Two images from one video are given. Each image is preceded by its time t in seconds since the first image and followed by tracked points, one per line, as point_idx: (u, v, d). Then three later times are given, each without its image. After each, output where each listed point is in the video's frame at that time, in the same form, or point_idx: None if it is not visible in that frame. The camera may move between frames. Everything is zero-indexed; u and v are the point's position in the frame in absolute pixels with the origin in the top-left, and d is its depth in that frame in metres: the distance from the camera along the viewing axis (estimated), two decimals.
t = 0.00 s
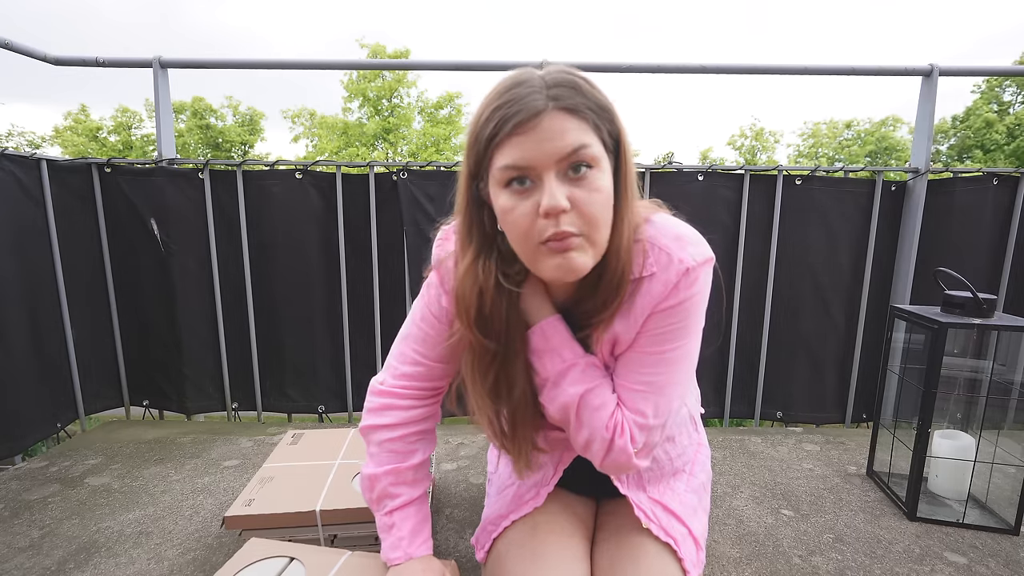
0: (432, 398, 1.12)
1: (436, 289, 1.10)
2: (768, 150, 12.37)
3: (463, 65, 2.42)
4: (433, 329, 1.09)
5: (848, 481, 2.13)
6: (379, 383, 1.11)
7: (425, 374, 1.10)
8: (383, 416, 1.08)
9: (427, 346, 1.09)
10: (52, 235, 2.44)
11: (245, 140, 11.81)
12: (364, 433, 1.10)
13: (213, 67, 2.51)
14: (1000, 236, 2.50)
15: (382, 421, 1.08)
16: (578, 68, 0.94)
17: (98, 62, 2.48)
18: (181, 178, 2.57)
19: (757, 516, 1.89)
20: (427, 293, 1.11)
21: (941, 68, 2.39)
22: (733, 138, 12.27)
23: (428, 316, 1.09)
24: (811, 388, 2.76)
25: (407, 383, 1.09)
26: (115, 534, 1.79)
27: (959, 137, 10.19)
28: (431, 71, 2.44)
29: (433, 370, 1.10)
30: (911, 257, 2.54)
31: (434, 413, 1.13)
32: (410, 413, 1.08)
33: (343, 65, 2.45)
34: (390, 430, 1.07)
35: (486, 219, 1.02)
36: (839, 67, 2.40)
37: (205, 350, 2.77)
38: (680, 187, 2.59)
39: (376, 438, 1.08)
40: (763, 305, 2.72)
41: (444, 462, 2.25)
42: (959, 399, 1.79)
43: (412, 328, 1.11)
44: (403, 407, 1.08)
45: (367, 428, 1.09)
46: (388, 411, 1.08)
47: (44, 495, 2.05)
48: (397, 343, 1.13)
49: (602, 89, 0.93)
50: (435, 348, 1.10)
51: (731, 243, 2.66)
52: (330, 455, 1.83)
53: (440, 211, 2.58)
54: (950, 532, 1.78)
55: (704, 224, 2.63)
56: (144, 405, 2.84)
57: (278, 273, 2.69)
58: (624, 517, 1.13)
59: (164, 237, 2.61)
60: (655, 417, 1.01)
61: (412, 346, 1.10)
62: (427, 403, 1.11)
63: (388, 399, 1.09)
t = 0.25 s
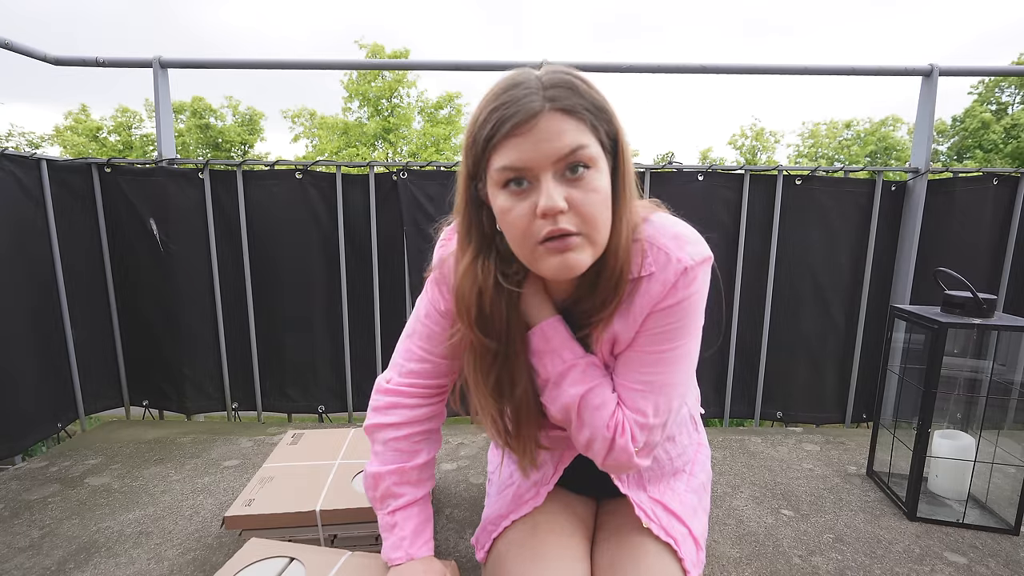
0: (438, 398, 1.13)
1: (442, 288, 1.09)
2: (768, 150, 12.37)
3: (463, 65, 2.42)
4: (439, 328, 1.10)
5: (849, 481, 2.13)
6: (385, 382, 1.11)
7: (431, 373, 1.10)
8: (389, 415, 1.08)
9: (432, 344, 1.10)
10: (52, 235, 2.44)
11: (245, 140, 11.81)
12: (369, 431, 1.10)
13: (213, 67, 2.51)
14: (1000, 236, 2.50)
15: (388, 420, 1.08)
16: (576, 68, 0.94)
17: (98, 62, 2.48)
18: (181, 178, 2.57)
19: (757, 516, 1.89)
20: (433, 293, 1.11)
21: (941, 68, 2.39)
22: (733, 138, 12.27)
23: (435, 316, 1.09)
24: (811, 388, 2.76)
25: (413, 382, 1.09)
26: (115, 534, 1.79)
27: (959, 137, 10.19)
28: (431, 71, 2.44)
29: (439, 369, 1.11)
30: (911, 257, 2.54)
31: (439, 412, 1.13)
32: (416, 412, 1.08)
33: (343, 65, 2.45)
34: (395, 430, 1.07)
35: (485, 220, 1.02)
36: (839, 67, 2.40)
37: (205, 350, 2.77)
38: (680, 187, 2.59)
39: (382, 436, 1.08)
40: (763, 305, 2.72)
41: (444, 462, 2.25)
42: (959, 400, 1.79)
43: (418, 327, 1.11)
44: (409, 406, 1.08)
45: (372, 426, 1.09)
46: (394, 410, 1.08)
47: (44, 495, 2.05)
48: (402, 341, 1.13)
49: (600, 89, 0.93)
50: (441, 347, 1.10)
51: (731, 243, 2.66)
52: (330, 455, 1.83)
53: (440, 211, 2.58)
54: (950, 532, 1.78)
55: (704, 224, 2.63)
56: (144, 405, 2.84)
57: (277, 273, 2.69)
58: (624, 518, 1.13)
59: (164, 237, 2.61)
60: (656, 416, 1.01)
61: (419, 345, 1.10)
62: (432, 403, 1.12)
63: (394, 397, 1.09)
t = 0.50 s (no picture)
0: (438, 398, 1.12)
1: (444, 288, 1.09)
2: (768, 150, 12.37)
3: (463, 65, 2.42)
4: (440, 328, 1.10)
5: (849, 481, 2.13)
6: (386, 382, 1.11)
7: (432, 373, 1.10)
8: (390, 415, 1.08)
9: (434, 344, 1.10)
10: (52, 235, 2.44)
11: (245, 140, 11.81)
12: (370, 431, 1.09)
13: (213, 67, 2.51)
14: (1000, 236, 2.50)
15: (389, 420, 1.07)
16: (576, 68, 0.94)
17: (98, 62, 2.48)
18: (181, 178, 2.57)
19: (757, 516, 1.89)
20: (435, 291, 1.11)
21: (941, 68, 2.39)
22: (733, 138, 12.27)
23: (436, 316, 1.09)
24: (811, 388, 2.76)
25: (414, 382, 1.09)
26: (115, 534, 1.79)
27: (958, 137, 10.19)
28: (431, 71, 2.44)
29: (440, 369, 1.11)
30: (911, 257, 2.54)
31: (439, 413, 1.13)
32: (417, 412, 1.08)
33: (343, 65, 2.45)
34: (396, 430, 1.07)
35: (485, 220, 1.02)
36: (839, 68, 2.40)
37: (205, 350, 2.77)
38: (680, 187, 2.59)
39: (382, 437, 1.08)
40: (763, 305, 2.72)
41: (444, 462, 2.25)
42: (959, 400, 1.79)
43: (419, 327, 1.11)
44: (410, 406, 1.08)
45: (373, 426, 1.08)
46: (395, 410, 1.08)
47: (44, 495, 2.05)
48: (403, 341, 1.13)
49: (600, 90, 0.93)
50: (442, 347, 1.10)
51: (731, 243, 2.66)
52: (330, 455, 1.83)
53: (439, 211, 2.58)
54: (950, 532, 1.78)
55: (704, 224, 2.63)
56: (144, 405, 2.84)
57: (277, 273, 2.69)
58: (624, 518, 1.13)
59: (164, 237, 2.61)
60: (658, 418, 1.01)
61: (419, 344, 1.10)
62: (433, 403, 1.11)
63: (395, 397, 1.09)
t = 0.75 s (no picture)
0: (438, 398, 1.12)
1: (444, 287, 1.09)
2: (768, 150, 12.37)
3: (463, 65, 2.42)
4: (441, 328, 1.10)
5: (849, 481, 2.13)
6: (387, 382, 1.11)
7: (431, 373, 1.10)
8: (391, 415, 1.08)
9: (433, 343, 1.10)
10: (52, 235, 2.44)
11: (245, 140, 11.81)
12: (370, 432, 1.09)
13: (213, 67, 2.51)
14: (1000, 236, 2.50)
15: (389, 420, 1.07)
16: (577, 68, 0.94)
17: (98, 62, 2.48)
18: (181, 178, 2.57)
19: (757, 516, 1.89)
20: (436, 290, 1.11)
21: (941, 68, 2.39)
22: (733, 138, 12.27)
23: (437, 315, 1.09)
24: (811, 388, 2.76)
25: (415, 383, 1.09)
26: (115, 534, 1.79)
27: (958, 137, 10.19)
28: (431, 71, 2.44)
29: (440, 369, 1.11)
30: (911, 257, 2.54)
31: (440, 413, 1.13)
32: (417, 413, 1.08)
33: (343, 65, 2.45)
34: (397, 430, 1.07)
35: (485, 219, 1.02)
36: (838, 68, 2.40)
37: (205, 350, 2.77)
38: (680, 188, 2.59)
39: (383, 437, 1.08)
40: (763, 305, 2.72)
41: (444, 462, 2.25)
42: (959, 400, 1.79)
43: (420, 327, 1.11)
44: (410, 406, 1.08)
45: (373, 426, 1.08)
46: (396, 410, 1.08)
47: (44, 495, 2.05)
48: (403, 340, 1.13)
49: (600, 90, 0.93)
50: (442, 347, 1.10)
51: (731, 243, 2.66)
52: (330, 455, 1.83)
53: (439, 211, 2.58)
54: (950, 532, 1.78)
55: (704, 224, 2.63)
56: (144, 405, 2.84)
57: (277, 273, 2.69)
58: (624, 518, 1.13)
59: (164, 237, 2.61)
60: (662, 418, 1.01)
61: (420, 344, 1.10)
62: (433, 403, 1.11)
63: (396, 397, 1.09)
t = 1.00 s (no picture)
0: (439, 398, 1.12)
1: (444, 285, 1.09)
2: (768, 150, 12.37)
3: (463, 65, 2.42)
4: (441, 327, 1.10)
5: (849, 481, 2.13)
6: (387, 381, 1.11)
7: (432, 373, 1.10)
8: (391, 415, 1.08)
9: (434, 343, 1.10)
10: (52, 235, 2.44)
11: (245, 140, 11.82)
12: (371, 432, 1.09)
13: (212, 68, 2.51)
14: (1000, 236, 2.50)
15: (390, 420, 1.07)
16: (582, 69, 0.93)
17: (98, 62, 2.48)
18: (181, 178, 2.57)
19: (757, 516, 1.89)
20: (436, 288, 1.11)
21: (941, 68, 2.39)
22: (733, 138, 12.27)
23: (437, 314, 1.09)
24: (810, 388, 2.77)
25: (415, 382, 1.09)
26: (115, 534, 1.79)
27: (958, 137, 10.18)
28: (431, 71, 2.44)
29: (441, 368, 1.11)
30: (911, 257, 2.54)
31: (440, 413, 1.13)
32: (418, 412, 1.08)
33: (343, 65, 2.45)
34: (398, 430, 1.07)
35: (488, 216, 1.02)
36: (838, 68, 2.40)
37: (205, 350, 2.77)
38: (680, 188, 2.59)
39: (383, 436, 1.08)
40: (763, 305, 2.72)
41: (444, 462, 2.25)
42: (959, 400, 1.79)
43: (420, 326, 1.11)
44: (411, 406, 1.08)
45: (374, 426, 1.08)
46: (396, 410, 1.08)
47: (44, 495, 2.05)
48: (404, 339, 1.13)
49: (605, 92, 0.92)
50: (442, 346, 1.10)
51: (731, 243, 2.66)
52: (330, 455, 1.83)
53: (439, 210, 2.58)
54: (950, 532, 1.78)
55: (704, 224, 2.63)
56: (144, 405, 2.84)
57: (277, 273, 2.69)
58: (625, 518, 1.13)
59: (164, 237, 2.61)
60: (662, 420, 1.00)
61: (420, 343, 1.10)
62: (434, 402, 1.11)
63: (397, 397, 1.09)
